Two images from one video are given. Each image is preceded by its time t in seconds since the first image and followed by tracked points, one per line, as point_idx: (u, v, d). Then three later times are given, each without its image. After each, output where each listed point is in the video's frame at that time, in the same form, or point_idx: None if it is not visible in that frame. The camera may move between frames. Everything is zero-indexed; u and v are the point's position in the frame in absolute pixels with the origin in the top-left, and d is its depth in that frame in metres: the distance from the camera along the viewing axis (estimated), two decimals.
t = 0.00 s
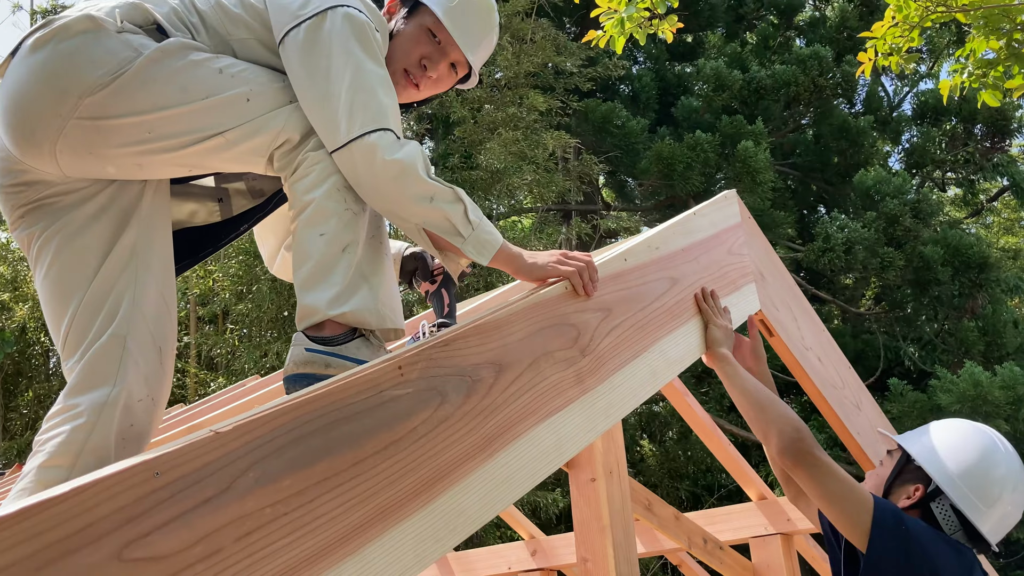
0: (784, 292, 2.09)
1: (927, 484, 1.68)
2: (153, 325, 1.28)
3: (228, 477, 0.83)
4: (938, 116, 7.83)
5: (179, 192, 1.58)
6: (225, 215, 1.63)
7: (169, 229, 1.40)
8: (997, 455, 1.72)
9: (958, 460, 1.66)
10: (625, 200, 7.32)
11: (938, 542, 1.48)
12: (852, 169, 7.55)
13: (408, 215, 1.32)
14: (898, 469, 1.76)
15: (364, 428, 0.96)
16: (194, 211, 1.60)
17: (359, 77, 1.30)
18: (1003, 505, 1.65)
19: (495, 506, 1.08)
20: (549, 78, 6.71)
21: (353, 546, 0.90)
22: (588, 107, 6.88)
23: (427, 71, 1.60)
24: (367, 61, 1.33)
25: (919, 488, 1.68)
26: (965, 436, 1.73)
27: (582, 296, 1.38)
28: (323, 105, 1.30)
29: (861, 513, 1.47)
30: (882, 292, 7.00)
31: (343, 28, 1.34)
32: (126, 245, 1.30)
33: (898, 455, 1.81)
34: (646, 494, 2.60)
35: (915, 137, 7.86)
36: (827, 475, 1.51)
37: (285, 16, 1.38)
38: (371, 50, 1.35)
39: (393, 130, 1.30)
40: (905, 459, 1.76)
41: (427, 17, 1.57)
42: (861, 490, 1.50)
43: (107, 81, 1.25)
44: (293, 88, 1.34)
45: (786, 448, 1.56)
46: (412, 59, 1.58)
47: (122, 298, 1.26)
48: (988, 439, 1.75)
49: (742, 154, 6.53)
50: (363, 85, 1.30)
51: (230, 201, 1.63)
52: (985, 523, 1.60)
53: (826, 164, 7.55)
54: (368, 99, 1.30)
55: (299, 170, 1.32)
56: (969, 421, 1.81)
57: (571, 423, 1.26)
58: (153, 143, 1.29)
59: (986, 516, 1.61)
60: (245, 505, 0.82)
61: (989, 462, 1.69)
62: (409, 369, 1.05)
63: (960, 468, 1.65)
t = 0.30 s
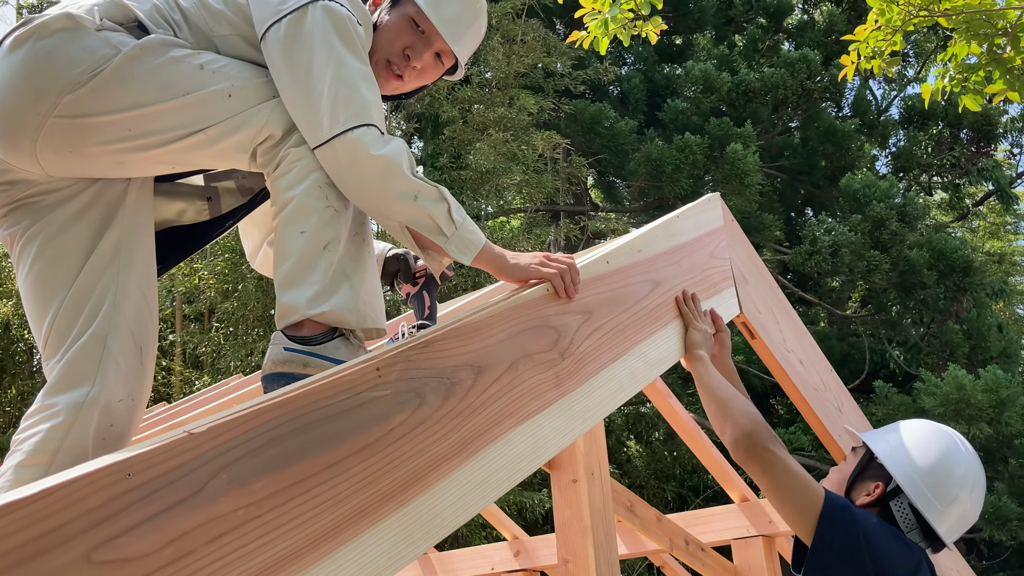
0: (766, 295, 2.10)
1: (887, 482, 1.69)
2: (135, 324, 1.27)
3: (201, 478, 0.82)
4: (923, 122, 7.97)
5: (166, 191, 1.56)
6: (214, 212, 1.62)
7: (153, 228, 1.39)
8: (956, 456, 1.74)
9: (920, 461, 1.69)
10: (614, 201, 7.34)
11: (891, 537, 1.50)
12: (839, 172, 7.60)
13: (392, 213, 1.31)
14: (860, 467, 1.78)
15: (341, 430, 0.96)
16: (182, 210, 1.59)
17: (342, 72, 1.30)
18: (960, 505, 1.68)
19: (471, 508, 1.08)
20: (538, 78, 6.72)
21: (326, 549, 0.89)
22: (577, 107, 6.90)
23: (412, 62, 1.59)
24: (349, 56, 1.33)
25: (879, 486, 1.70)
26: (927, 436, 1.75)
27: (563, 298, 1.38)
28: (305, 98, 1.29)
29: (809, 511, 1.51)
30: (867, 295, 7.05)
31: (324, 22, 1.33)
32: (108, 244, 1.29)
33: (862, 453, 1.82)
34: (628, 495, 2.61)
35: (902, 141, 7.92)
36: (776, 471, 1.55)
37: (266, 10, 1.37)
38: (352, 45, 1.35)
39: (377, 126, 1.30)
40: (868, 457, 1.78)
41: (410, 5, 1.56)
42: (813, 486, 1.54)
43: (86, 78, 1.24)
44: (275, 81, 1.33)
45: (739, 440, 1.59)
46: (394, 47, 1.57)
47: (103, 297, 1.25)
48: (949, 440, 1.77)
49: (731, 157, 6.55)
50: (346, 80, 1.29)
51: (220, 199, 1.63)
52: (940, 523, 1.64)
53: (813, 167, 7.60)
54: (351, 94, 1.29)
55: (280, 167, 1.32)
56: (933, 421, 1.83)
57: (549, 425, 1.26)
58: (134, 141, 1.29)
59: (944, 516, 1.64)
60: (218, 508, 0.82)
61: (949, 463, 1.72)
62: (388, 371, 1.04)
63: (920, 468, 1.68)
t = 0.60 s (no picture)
0: (757, 297, 2.11)
1: (867, 481, 1.70)
2: (125, 330, 1.26)
3: (187, 481, 0.81)
4: (914, 122, 7.94)
5: (156, 198, 1.56)
6: (203, 219, 1.62)
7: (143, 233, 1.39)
8: (939, 456, 1.75)
9: (900, 460, 1.70)
10: (606, 201, 7.34)
11: (876, 539, 1.51)
12: (830, 173, 7.62)
13: (381, 215, 1.32)
14: (842, 465, 1.79)
15: (329, 432, 0.95)
16: (172, 216, 1.57)
17: (329, 74, 1.30)
18: (940, 506, 1.69)
19: (460, 510, 1.08)
20: (530, 78, 6.72)
21: (314, 552, 0.89)
22: (570, 107, 6.91)
23: (404, 67, 1.60)
24: (336, 58, 1.33)
25: (859, 484, 1.70)
26: (908, 436, 1.76)
27: (552, 300, 1.38)
28: (293, 102, 1.29)
29: (793, 513, 1.51)
30: (859, 295, 7.07)
31: (311, 25, 1.33)
32: (98, 249, 1.29)
33: (844, 452, 1.84)
34: (617, 496, 2.61)
35: (893, 142, 7.95)
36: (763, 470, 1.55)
37: (253, 15, 1.37)
38: (340, 48, 1.35)
39: (365, 128, 1.30)
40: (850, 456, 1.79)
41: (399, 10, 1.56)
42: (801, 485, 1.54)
43: (73, 83, 1.24)
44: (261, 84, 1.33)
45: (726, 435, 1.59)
46: (384, 54, 1.57)
47: (93, 302, 1.24)
48: (931, 440, 1.78)
49: (723, 157, 6.54)
50: (334, 83, 1.29)
51: (210, 205, 1.63)
52: (921, 522, 1.65)
53: (805, 167, 7.63)
54: (339, 97, 1.29)
55: (269, 169, 1.31)
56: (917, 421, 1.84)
57: (537, 427, 1.27)
58: (122, 144, 1.29)
59: (924, 516, 1.65)
60: (204, 510, 0.81)
61: (931, 462, 1.73)
62: (375, 373, 1.04)
63: (900, 467, 1.70)
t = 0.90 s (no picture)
0: (754, 301, 2.12)
1: (870, 482, 1.71)
2: (134, 342, 1.25)
3: (189, 490, 0.81)
4: (912, 123, 7.97)
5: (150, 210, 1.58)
6: (198, 230, 1.62)
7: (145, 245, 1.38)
8: (942, 458, 1.75)
9: (901, 461, 1.71)
10: (604, 202, 7.34)
11: (873, 541, 1.51)
12: (828, 173, 7.63)
13: (379, 221, 1.32)
14: (844, 468, 1.80)
15: (328, 439, 0.95)
16: (168, 228, 1.60)
17: (329, 83, 1.31)
18: (944, 505, 1.70)
19: (460, 514, 1.09)
20: (527, 80, 6.72)
21: (315, 559, 0.88)
22: (567, 109, 6.92)
23: (427, 93, 1.79)
24: (336, 67, 1.34)
25: (862, 486, 1.71)
26: (909, 438, 1.77)
27: (551, 304, 1.39)
28: (293, 111, 1.30)
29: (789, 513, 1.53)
30: (856, 295, 7.08)
31: (311, 36, 1.35)
32: (103, 261, 1.28)
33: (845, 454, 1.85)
34: (616, 498, 2.62)
35: (891, 142, 7.96)
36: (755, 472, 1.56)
37: (252, 26, 1.38)
38: (339, 57, 1.36)
39: (361, 137, 1.30)
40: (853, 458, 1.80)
41: (420, 45, 1.70)
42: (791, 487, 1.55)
43: (76, 97, 1.24)
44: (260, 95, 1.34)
45: (716, 437, 1.59)
46: (415, 88, 1.74)
47: (101, 315, 1.24)
48: (934, 441, 1.78)
49: (720, 159, 6.55)
50: (332, 91, 1.30)
51: (204, 216, 1.63)
52: (922, 523, 1.66)
53: (802, 168, 7.64)
54: (337, 105, 1.29)
55: (269, 177, 1.33)
56: (920, 423, 1.84)
57: (536, 432, 1.27)
58: (125, 157, 1.29)
59: (927, 518, 1.66)
60: (205, 519, 0.81)
61: (933, 464, 1.73)
62: (374, 380, 1.04)
63: (901, 468, 1.70)
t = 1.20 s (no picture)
0: (758, 303, 2.13)
1: (881, 486, 1.73)
2: (142, 349, 1.25)
3: (196, 497, 0.81)
4: (915, 124, 8.07)
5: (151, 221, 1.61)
6: (200, 242, 1.62)
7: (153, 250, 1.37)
8: (951, 464, 1.75)
9: (906, 463, 1.73)
10: (605, 204, 7.34)
11: (874, 543, 1.51)
12: (830, 174, 7.63)
13: (383, 225, 1.32)
14: (857, 472, 1.82)
15: (334, 445, 0.95)
16: (171, 239, 1.62)
17: (335, 88, 1.33)
18: (957, 509, 1.69)
19: (467, 519, 1.08)
20: (529, 82, 6.72)
21: (322, 566, 0.88)
22: (568, 111, 6.92)
23: (430, 108, 1.84)
24: (343, 72, 1.36)
25: (872, 490, 1.74)
26: (917, 443, 1.78)
27: (558, 310, 1.40)
28: (299, 118, 1.32)
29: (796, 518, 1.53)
30: (858, 296, 7.07)
31: (317, 43, 1.37)
32: (111, 268, 1.27)
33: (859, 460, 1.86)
34: (620, 501, 2.62)
35: (892, 144, 7.95)
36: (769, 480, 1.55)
37: (258, 33, 1.41)
38: (346, 64, 1.38)
39: (366, 143, 1.31)
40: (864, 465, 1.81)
41: (429, 62, 1.74)
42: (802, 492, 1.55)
43: (84, 101, 1.25)
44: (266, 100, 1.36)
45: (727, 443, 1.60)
46: (423, 103, 1.78)
47: (109, 323, 1.23)
48: (943, 447, 1.79)
49: (721, 160, 6.55)
50: (338, 97, 1.32)
51: (206, 228, 1.64)
52: (934, 527, 1.66)
53: (804, 169, 7.64)
54: (343, 112, 1.31)
55: (274, 183, 1.34)
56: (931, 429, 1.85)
57: (542, 436, 1.27)
58: (132, 161, 1.29)
59: (938, 521, 1.66)
60: (212, 526, 0.81)
61: (942, 469, 1.73)
62: (380, 386, 1.04)
63: (908, 472, 1.72)
